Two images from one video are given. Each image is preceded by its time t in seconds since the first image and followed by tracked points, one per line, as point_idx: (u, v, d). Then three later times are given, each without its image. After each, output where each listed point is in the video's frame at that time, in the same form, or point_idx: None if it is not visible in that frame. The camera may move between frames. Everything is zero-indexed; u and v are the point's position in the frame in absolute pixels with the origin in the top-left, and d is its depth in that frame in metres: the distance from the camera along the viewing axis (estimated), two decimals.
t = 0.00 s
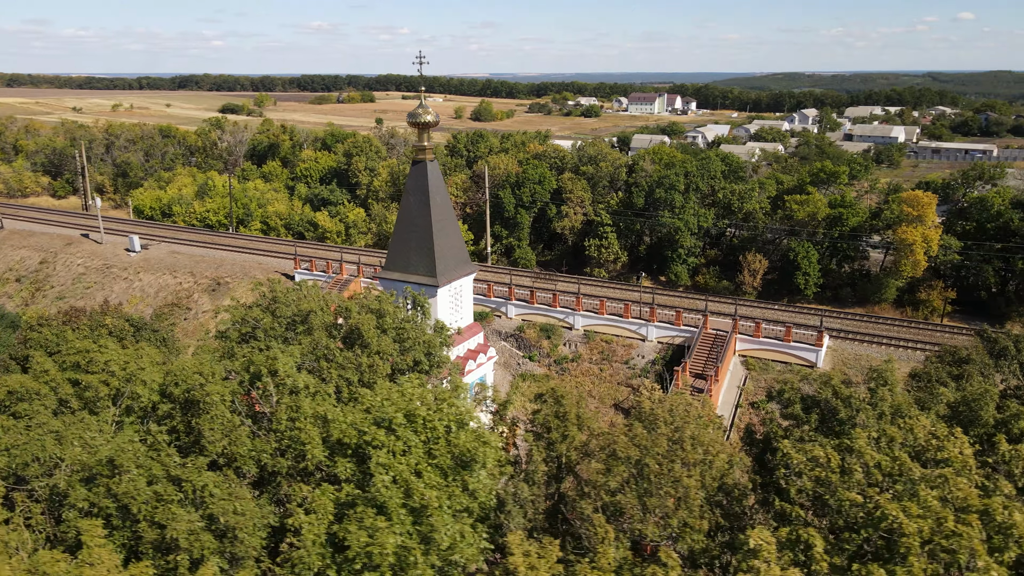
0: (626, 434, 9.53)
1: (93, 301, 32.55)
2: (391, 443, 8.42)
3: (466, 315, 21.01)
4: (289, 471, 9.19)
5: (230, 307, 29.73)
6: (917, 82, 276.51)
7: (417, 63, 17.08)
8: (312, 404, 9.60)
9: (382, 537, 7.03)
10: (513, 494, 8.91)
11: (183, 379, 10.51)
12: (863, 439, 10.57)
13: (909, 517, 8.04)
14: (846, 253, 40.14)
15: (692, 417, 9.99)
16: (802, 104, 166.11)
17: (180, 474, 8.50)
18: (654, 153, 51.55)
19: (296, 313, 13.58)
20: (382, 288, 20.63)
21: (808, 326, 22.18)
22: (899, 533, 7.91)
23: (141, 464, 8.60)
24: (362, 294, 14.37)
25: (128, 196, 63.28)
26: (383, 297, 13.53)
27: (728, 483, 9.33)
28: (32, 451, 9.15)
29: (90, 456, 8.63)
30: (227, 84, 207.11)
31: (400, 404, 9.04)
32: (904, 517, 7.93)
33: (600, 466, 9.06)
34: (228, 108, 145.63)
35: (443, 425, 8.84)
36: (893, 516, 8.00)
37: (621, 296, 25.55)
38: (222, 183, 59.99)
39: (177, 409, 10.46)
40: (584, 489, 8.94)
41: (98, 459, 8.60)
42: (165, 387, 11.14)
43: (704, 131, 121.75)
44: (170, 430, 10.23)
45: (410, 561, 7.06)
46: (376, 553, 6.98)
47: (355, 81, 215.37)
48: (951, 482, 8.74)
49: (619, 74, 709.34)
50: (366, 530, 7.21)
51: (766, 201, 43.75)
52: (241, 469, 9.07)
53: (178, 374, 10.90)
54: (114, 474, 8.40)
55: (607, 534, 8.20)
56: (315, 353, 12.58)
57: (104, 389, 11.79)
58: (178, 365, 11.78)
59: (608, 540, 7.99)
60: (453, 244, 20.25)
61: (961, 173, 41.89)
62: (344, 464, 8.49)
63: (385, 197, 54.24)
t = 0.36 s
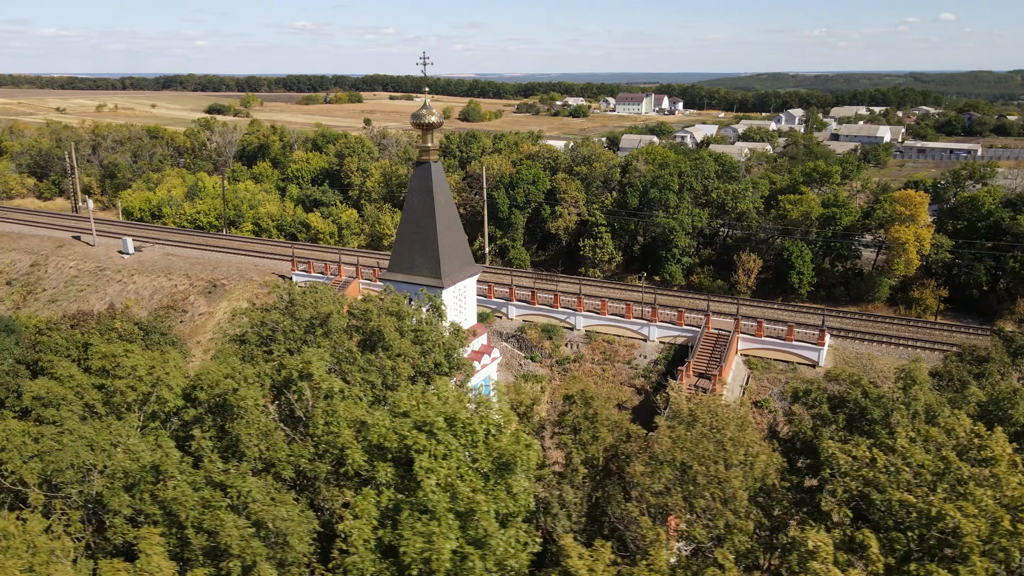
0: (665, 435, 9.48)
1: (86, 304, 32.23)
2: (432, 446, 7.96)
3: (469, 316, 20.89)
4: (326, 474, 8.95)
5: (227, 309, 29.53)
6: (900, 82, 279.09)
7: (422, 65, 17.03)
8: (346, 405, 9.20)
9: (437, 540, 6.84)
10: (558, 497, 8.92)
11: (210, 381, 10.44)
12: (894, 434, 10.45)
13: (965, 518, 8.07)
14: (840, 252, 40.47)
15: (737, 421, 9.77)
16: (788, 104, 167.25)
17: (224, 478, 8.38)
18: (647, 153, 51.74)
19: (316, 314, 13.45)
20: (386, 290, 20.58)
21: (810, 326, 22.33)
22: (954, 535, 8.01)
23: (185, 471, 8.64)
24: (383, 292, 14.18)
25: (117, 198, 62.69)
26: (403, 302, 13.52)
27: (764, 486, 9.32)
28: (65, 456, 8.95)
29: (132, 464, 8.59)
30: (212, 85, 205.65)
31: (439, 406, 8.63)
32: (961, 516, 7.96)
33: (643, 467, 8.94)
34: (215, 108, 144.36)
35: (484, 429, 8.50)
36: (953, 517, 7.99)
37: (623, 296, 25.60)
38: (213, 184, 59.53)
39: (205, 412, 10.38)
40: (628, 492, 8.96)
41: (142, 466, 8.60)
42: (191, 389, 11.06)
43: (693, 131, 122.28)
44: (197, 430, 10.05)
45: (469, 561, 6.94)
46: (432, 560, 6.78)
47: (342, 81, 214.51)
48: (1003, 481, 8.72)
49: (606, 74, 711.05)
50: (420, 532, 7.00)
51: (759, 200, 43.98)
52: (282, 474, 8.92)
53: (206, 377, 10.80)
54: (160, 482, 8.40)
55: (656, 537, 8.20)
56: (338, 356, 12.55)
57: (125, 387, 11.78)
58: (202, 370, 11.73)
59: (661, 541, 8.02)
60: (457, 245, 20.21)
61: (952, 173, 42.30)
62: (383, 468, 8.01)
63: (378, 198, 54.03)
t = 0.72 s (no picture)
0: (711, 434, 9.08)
1: (82, 307, 31.94)
2: (477, 449, 7.58)
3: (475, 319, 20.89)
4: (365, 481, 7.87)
5: (226, 312, 29.35)
6: (886, 81, 281.48)
7: (429, 66, 16.94)
8: (382, 405, 8.73)
9: (498, 547, 6.53)
10: (607, 499, 8.31)
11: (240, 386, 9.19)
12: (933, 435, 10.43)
13: None
14: (836, 251, 40.66)
15: (775, 422, 9.45)
16: (776, 104, 168.37)
17: (271, 482, 7.49)
18: (642, 153, 51.91)
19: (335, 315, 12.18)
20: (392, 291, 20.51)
21: (815, 325, 22.41)
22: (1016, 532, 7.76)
23: (232, 475, 7.85)
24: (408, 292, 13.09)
25: (108, 199, 62.27)
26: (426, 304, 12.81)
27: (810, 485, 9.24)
28: (104, 461, 8.35)
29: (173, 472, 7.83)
30: (200, 85, 204.49)
31: (480, 409, 8.36)
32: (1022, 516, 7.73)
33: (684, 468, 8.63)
34: (204, 108, 143.75)
35: (527, 432, 8.09)
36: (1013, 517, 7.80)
37: (627, 296, 25.60)
38: (206, 186, 59.24)
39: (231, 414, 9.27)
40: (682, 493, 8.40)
41: (185, 473, 7.87)
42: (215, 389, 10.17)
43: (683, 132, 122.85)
44: (225, 433, 9.08)
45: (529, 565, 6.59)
46: (494, 564, 6.39)
47: (331, 82, 214.03)
48: None
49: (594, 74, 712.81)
50: (478, 535, 6.69)
51: (755, 200, 44.11)
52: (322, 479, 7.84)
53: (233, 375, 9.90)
54: (205, 488, 7.62)
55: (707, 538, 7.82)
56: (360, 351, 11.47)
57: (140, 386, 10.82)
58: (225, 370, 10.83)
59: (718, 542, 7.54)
60: (463, 246, 20.13)
61: (946, 172, 42.66)
62: (425, 472, 7.63)
63: (373, 199, 53.94)
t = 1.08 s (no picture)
0: (749, 437, 9.08)
1: (79, 310, 31.62)
2: (525, 453, 7.51)
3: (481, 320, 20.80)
4: (410, 486, 7.71)
5: (226, 313, 29.12)
6: (874, 81, 283.34)
7: (436, 65, 16.84)
8: (423, 409, 8.68)
9: (561, 553, 6.50)
10: (654, 502, 8.29)
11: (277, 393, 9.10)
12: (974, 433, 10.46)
13: None
14: (832, 250, 40.86)
15: (815, 421, 9.43)
16: (765, 104, 169.19)
17: (322, 489, 7.38)
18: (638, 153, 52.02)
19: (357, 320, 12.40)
20: (399, 292, 20.42)
21: (820, 325, 22.50)
22: None
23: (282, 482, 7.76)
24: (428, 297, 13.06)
25: (99, 200, 61.73)
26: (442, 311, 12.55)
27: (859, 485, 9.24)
28: (145, 466, 8.22)
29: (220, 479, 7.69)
30: (188, 85, 203.18)
31: (523, 412, 8.32)
32: None
33: (726, 471, 8.63)
34: (194, 109, 142.79)
35: (572, 435, 8.01)
36: None
37: (631, 296, 25.60)
38: (198, 186, 58.81)
39: (269, 420, 9.17)
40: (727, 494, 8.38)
41: (233, 480, 7.73)
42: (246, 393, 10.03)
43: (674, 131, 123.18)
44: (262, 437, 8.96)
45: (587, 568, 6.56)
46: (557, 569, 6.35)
47: (321, 82, 213.19)
48: None
49: (583, 74, 713.93)
50: (535, 539, 6.63)
51: (751, 200, 44.24)
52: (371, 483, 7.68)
53: (270, 384, 9.82)
54: (255, 494, 7.48)
55: (758, 540, 7.79)
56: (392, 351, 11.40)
57: (167, 390, 10.65)
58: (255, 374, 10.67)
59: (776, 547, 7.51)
60: (470, 247, 20.06)
61: (940, 172, 42.95)
62: (472, 476, 7.56)
63: (368, 199, 53.72)
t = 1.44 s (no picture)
0: (785, 436, 9.16)
1: (76, 313, 31.32)
2: (574, 456, 7.53)
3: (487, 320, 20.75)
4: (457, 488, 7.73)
5: (226, 316, 28.95)
6: (860, 81, 285.44)
7: (443, 67, 16.82)
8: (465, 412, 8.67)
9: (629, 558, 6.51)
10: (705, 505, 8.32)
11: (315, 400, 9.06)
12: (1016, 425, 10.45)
13: None
14: (828, 249, 41.12)
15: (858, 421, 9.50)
16: (754, 104, 169.99)
17: (377, 494, 7.36)
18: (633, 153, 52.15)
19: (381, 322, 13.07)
20: (406, 293, 20.34)
21: (824, 323, 22.62)
22: None
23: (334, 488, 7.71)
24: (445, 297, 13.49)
25: (89, 202, 61.19)
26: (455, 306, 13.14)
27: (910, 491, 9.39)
28: (190, 470, 8.09)
29: (272, 482, 7.62)
30: (175, 85, 201.75)
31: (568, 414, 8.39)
32: None
33: (768, 478, 8.72)
34: (182, 109, 141.62)
35: (619, 437, 7.95)
36: None
37: (635, 296, 25.65)
38: (191, 187, 58.40)
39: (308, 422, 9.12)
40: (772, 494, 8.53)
41: (287, 483, 7.62)
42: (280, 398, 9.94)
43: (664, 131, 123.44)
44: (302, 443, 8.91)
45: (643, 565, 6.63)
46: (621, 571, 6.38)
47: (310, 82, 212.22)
48: None
49: (571, 74, 715.04)
50: (597, 543, 6.68)
51: (747, 200, 44.47)
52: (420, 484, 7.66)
53: (303, 390, 9.81)
54: (306, 497, 7.40)
55: (814, 543, 8.02)
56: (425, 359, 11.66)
57: (196, 389, 10.54)
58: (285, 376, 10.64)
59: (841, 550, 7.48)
60: (477, 247, 20.02)
61: (934, 171, 43.28)
62: (522, 480, 7.60)
63: (363, 200, 53.54)
